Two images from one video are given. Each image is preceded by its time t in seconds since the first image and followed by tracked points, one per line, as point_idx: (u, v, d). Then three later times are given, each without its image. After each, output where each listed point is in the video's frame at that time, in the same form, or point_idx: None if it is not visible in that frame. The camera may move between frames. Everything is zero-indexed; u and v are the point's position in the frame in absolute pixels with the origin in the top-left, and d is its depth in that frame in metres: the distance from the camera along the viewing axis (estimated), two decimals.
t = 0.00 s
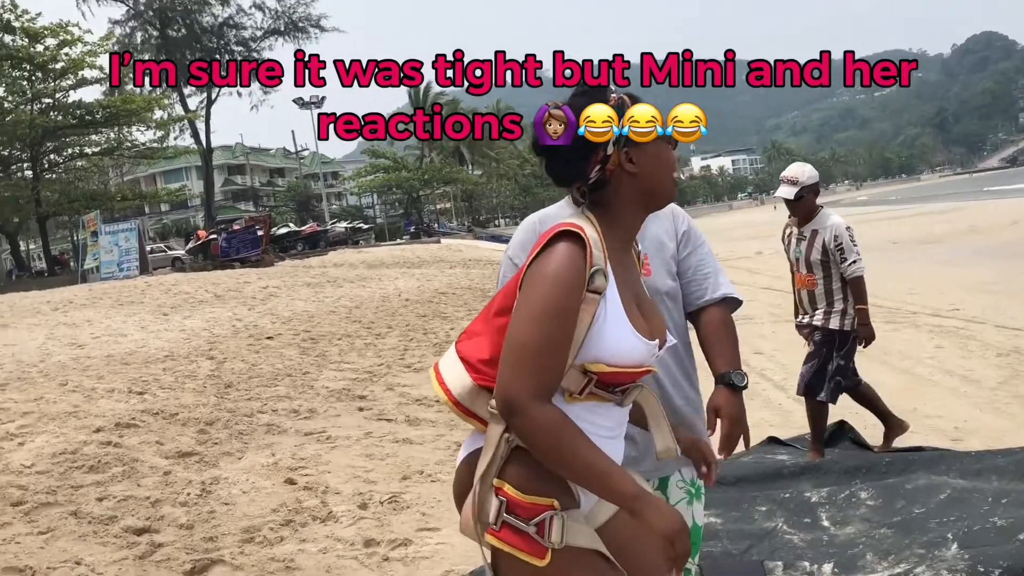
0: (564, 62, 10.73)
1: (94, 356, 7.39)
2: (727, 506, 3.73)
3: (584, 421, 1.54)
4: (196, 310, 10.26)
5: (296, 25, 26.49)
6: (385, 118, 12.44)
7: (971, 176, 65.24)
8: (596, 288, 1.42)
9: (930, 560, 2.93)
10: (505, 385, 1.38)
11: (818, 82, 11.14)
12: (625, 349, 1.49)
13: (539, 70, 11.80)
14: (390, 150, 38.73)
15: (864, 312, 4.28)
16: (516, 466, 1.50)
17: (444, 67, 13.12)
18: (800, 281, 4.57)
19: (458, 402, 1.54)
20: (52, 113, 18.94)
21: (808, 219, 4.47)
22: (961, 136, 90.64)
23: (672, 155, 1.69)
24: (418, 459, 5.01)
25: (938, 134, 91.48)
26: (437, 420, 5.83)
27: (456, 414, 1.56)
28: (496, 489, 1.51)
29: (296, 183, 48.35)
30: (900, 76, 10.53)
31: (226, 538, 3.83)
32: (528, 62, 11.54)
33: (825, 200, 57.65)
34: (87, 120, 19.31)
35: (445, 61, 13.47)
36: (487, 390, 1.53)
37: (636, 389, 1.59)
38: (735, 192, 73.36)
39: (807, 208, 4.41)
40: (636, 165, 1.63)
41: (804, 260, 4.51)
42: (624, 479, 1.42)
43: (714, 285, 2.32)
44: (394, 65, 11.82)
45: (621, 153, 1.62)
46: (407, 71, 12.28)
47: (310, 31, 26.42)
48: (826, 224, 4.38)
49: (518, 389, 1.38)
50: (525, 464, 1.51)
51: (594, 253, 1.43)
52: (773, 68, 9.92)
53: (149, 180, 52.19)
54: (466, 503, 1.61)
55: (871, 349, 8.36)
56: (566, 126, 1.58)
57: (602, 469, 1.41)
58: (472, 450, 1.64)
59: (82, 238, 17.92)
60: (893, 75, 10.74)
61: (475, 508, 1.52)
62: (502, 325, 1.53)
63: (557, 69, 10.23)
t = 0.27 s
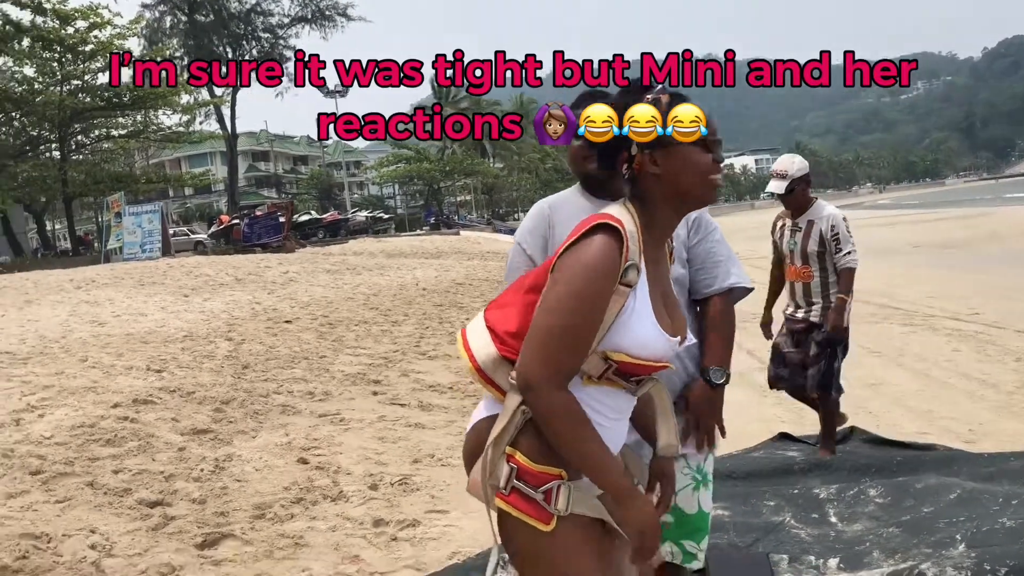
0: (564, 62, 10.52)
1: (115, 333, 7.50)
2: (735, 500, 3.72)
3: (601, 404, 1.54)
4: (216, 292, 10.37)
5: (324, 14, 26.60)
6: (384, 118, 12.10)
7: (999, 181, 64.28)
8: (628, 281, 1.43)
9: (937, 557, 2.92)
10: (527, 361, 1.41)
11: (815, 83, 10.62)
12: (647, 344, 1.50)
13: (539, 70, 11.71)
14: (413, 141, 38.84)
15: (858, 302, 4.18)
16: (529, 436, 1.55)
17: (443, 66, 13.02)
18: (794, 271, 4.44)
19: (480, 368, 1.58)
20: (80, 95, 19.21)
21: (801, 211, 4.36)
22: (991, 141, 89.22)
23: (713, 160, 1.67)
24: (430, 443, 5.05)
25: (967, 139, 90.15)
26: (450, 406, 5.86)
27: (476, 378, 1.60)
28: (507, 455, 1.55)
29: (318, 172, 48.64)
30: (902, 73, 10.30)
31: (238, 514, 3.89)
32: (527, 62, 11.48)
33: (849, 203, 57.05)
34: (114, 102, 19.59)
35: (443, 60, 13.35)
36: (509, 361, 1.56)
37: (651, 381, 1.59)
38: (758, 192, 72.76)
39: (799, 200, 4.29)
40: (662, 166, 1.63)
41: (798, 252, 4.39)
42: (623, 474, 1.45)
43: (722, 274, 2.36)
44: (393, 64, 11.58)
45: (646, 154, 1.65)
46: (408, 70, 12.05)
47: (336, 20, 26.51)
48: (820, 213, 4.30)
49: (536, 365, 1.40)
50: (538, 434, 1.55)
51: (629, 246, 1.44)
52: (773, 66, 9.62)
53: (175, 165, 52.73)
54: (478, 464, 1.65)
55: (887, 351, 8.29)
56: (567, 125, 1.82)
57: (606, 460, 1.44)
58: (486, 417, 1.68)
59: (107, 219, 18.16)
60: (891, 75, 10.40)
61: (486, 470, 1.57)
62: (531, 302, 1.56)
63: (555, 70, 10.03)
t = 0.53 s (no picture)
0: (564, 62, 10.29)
1: (131, 315, 7.53)
2: (749, 490, 3.69)
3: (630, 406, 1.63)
4: (231, 274, 10.39)
5: None
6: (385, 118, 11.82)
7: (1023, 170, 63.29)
8: (673, 295, 1.50)
9: (952, 553, 2.87)
10: (564, 357, 1.44)
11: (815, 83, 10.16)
12: (680, 357, 1.57)
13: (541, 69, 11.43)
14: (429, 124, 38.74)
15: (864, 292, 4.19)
16: (549, 425, 1.58)
17: (442, 67, 12.82)
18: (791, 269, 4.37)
19: (509, 351, 1.62)
20: (99, 74, 19.27)
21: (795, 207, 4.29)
22: (1015, 128, 87.82)
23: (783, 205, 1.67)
24: (443, 429, 5.04)
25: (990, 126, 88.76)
26: (463, 392, 5.85)
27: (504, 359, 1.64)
28: (523, 441, 1.58)
29: (334, 154, 48.64)
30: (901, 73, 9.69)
31: (251, 497, 3.90)
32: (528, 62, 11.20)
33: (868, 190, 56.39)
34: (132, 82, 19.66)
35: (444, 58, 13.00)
36: (539, 349, 1.59)
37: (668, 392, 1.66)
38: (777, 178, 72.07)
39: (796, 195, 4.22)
40: (721, 186, 1.69)
41: (797, 248, 4.33)
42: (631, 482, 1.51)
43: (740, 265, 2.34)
44: (392, 64, 11.31)
45: (718, 166, 1.70)
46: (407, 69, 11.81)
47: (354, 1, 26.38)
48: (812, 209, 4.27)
49: (572, 362, 1.43)
50: (557, 425, 1.59)
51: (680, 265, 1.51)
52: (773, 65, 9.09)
53: (192, 145, 52.89)
54: (492, 443, 1.69)
55: (905, 341, 8.19)
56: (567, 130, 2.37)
57: (619, 465, 1.50)
58: (506, 398, 1.71)
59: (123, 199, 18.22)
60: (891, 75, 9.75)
61: (502, 451, 1.60)
62: (571, 294, 1.59)
63: (555, 68, 9.68)
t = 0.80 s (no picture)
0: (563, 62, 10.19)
1: (127, 303, 7.50)
2: (748, 477, 3.68)
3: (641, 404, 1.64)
4: (228, 262, 10.34)
5: None
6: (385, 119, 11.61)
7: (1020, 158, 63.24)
8: (695, 301, 1.49)
9: (952, 541, 2.86)
10: (579, 350, 1.43)
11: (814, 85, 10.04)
12: (693, 363, 1.57)
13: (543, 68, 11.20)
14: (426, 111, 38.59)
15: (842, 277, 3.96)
16: (552, 414, 1.58)
17: (443, 67, 12.69)
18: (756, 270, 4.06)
19: (519, 332, 1.60)
20: (94, 62, 19.15)
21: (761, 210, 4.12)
22: (1013, 116, 87.65)
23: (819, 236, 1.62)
24: (441, 417, 5.02)
25: (989, 114, 88.60)
26: (461, 380, 5.84)
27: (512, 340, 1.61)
28: (521, 427, 1.58)
29: (332, 142, 48.45)
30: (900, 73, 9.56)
31: (248, 486, 3.88)
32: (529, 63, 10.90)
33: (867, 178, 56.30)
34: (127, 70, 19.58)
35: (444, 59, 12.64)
36: (550, 335, 1.57)
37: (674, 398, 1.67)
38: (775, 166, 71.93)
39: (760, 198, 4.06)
40: (757, 198, 1.67)
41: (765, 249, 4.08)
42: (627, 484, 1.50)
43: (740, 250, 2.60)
44: (393, 64, 11.21)
45: (766, 177, 1.68)
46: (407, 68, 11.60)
47: None
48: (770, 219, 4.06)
49: (586, 355, 1.43)
50: (560, 414, 1.58)
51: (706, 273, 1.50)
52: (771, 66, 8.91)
53: (188, 133, 52.66)
54: (491, 422, 1.67)
55: (904, 329, 8.18)
56: (564, 125, 2.69)
57: (618, 465, 1.49)
58: (510, 379, 1.69)
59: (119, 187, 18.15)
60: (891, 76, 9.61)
61: (498, 434, 1.58)
62: (589, 283, 1.56)
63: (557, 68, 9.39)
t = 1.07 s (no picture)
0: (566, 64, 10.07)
1: (110, 300, 7.42)
2: (734, 472, 3.69)
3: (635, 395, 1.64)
4: (212, 259, 10.27)
5: None
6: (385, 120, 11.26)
7: (1000, 156, 63.94)
8: (683, 284, 1.50)
9: (938, 536, 2.90)
10: (570, 345, 1.43)
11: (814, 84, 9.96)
12: (686, 349, 1.57)
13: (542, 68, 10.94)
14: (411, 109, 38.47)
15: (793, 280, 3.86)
16: (546, 413, 1.58)
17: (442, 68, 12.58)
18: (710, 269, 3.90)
19: (508, 332, 1.59)
20: (76, 58, 18.95)
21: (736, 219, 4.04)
22: (993, 114, 88.62)
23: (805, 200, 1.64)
24: (428, 414, 5.01)
25: (969, 112, 89.53)
26: (448, 377, 5.82)
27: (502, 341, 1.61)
28: (517, 426, 1.58)
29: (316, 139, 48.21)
30: (901, 73, 9.45)
31: (233, 484, 3.85)
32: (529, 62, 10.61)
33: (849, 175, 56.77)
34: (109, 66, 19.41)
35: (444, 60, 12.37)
36: (540, 332, 1.57)
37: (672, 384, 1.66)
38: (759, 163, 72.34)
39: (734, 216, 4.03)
40: (746, 176, 1.66)
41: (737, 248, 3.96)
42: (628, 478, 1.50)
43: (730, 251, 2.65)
44: (393, 66, 10.98)
45: (746, 155, 1.66)
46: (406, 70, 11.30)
47: None
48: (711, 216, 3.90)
49: (578, 348, 1.42)
50: (554, 412, 1.58)
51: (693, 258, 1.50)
52: (774, 64, 8.49)
53: (170, 130, 52.25)
54: (486, 422, 1.68)
55: (888, 325, 8.24)
56: (565, 125, 2.68)
57: (614, 459, 1.49)
58: (503, 378, 1.69)
59: (101, 183, 17.98)
60: (890, 76, 9.50)
61: (493, 435, 1.59)
62: (575, 275, 1.56)
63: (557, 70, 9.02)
